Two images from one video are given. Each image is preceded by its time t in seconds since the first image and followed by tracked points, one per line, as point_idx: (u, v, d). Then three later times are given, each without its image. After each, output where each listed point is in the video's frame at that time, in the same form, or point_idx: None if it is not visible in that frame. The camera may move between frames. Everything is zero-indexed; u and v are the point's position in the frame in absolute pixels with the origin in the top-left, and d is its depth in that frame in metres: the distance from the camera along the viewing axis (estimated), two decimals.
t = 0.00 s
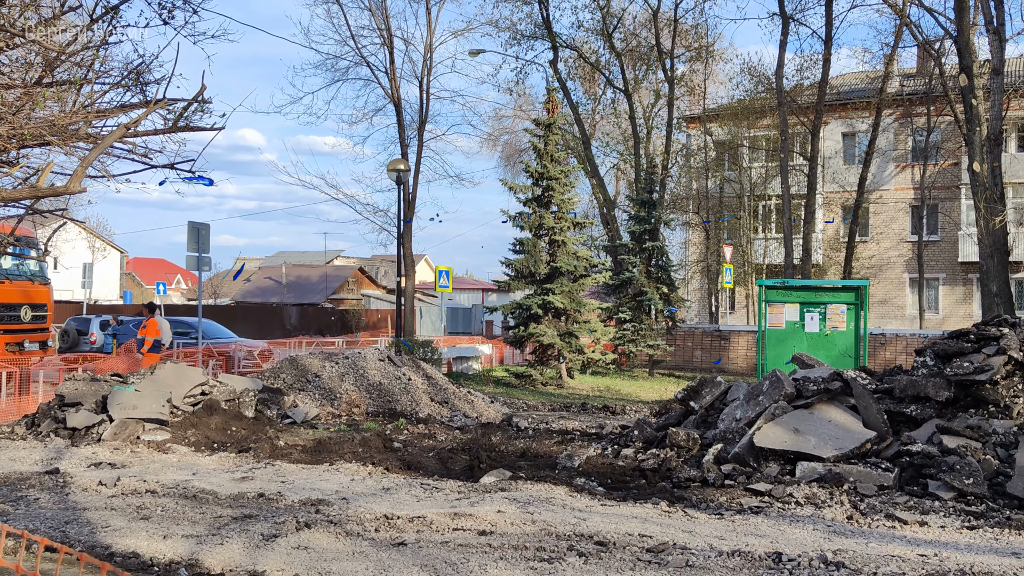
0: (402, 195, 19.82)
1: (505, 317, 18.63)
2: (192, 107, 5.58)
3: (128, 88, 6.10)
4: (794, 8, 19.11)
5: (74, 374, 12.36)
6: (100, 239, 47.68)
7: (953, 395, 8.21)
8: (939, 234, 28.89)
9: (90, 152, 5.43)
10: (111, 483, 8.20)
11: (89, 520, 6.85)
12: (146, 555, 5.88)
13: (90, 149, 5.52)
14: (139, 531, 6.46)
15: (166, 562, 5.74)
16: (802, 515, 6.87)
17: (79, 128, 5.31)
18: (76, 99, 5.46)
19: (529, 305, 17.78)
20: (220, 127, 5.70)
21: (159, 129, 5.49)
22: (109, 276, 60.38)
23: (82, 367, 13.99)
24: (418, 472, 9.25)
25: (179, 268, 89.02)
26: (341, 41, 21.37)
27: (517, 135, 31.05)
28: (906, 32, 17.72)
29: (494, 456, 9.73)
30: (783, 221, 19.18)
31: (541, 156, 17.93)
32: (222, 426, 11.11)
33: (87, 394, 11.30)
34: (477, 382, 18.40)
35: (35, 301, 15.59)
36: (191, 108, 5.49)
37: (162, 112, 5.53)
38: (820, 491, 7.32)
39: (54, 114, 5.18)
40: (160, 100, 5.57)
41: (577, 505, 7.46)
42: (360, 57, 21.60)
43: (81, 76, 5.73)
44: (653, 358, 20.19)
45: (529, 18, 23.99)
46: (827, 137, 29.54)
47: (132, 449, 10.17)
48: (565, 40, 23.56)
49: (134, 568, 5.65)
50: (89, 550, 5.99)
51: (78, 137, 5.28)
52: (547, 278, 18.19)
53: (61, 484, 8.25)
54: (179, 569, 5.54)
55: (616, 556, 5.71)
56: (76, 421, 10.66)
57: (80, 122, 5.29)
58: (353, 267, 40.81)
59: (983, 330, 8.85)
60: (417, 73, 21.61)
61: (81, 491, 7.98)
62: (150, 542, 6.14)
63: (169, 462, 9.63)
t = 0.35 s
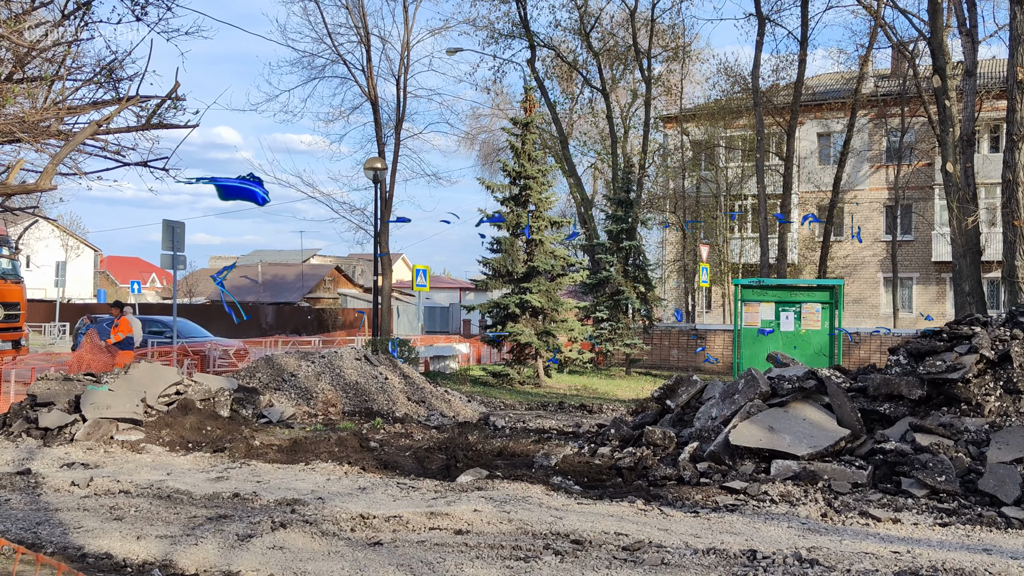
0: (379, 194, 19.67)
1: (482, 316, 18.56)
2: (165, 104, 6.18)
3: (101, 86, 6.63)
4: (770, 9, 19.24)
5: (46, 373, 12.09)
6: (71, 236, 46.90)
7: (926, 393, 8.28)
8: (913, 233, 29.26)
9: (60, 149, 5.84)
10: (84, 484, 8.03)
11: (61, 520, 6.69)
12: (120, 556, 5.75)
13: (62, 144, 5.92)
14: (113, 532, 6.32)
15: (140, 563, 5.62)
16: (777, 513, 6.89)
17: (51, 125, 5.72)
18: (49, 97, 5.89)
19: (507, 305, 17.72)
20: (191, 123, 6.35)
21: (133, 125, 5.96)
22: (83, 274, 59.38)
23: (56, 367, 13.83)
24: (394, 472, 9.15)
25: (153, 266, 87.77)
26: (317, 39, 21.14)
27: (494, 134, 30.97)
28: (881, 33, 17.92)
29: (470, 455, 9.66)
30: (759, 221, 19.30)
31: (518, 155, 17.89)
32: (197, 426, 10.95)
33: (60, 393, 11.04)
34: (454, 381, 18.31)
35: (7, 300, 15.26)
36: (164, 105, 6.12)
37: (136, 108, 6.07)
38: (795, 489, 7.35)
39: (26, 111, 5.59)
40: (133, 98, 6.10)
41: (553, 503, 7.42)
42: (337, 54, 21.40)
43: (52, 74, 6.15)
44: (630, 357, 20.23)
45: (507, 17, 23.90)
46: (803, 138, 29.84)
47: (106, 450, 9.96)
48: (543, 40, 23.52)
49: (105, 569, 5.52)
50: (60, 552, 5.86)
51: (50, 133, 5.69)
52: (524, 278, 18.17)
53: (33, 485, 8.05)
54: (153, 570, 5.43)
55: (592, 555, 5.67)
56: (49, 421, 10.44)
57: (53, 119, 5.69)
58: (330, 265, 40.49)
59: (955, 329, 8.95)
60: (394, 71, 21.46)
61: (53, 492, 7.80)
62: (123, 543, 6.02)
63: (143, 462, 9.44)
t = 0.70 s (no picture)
0: (355, 193, 19.51)
1: (460, 316, 18.48)
2: (139, 102, 6.95)
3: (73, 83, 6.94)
4: (745, 10, 19.37)
5: (17, 374, 11.83)
6: (42, 234, 46.08)
7: (899, 392, 8.35)
8: (887, 234, 29.61)
9: (31, 147, 6.33)
10: (56, 485, 7.85)
11: (32, 522, 6.54)
12: (92, 558, 5.63)
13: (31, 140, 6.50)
14: (85, 533, 6.18)
15: (112, 565, 5.49)
16: (751, 511, 6.91)
17: (19, 124, 6.30)
18: (17, 93, 6.38)
19: (484, 305, 17.66)
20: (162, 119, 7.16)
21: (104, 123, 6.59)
22: (55, 274, 58.32)
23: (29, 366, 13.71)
24: (370, 472, 9.05)
25: (127, 266, 86.51)
26: (294, 38, 20.93)
27: (471, 133, 30.88)
28: (855, 35, 18.11)
29: (447, 455, 9.58)
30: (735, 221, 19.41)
31: (495, 154, 17.85)
32: (171, 426, 10.77)
33: (31, 394, 10.82)
34: (431, 381, 18.22)
35: None
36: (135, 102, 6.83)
37: (107, 106, 6.61)
38: (769, 487, 7.37)
39: None
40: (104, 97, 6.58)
41: (529, 503, 7.38)
42: (313, 53, 21.22)
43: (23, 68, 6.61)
44: (607, 356, 20.27)
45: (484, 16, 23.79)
46: (778, 139, 30.14)
47: (78, 450, 9.74)
48: (520, 39, 23.45)
49: (76, 571, 5.38)
50: (30, 554, 5.72)
51: (18, 130, 6.28)
52: (501, 278, 18.15)
53: (2, 487, 7.86)
54: (125, 572, 5.31)
55: (567, 554, 5.64)
56: (19, 422, 10.14)
57: (21, 118, 6.28)
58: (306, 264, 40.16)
59: (928, 329, 9.04)
60: (371, 70, 21.33)
61: (23, 494, 7.62)
62: (96, 544, 5.88)
63: (116, 463, 9.25)
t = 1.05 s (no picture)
0: (330, 192, 19.34)
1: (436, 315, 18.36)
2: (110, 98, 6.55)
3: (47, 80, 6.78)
4: (721, 12, 19.49)
5: None
6: (10, 232, 45.17)
7: (871, 391, 8.43)
8: (860, 235, 29.97)
9: None
10: (24, 485, 7.65)
11: None
12: (61, 559, 5.48)
13: None
14: (54, 534, 6.03)
15: (82, 566, 5.35)
16: (725, 511, 6.91)
17: None
18: None
19: (460, 304, 17.59)
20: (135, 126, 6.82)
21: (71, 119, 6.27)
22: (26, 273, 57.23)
23: None
24: (344, 472, 8.95)
25: (99, 264, 85.14)
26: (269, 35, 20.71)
27: (447, 132, 30.76)
28: (830, 38, 18.29)
29: (422, 455, 9.50)
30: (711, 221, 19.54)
31: (472, 154, 17.79)
32: (144, 426, 10.59)
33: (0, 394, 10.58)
34: (406, 381, 18.11)
35: None
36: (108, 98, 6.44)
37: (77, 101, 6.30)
38: (743, 486, 7.39)
39: None
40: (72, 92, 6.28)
41: (504, 503, 7.33)
42: (288, 51, 21.00)
43: None
44: (583, 356, 20.27)
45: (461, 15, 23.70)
46: (754, 140, 30.41)
47: (48, 450, 9.52)
48: (497, 39, 23.40)
49: (43, 573, 5.24)
50: None
51: None
52: (477, 277, 18.10)
53: None
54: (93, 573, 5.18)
55: (542, 553, 5.61)
56: None
57: None
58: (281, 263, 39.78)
59: (900, 329, 9.13)
60: (347, 68, 21.17)
61: None
62: (65, 545, 5.74)
63: (87, 463, 9.05)
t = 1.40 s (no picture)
0: (304, 189, 19.13)
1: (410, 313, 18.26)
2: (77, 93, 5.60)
3: (10, 74, 6.13)
4: (696, 11, 19.58)
5: None
6: None
7: (842, 389, 8.52)
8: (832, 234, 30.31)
9: None
10: None
11: None
12: (29, 559, 5.32)
13: None
14: (21, 534, 5.86)
15: (51, 567, 5.19)
16: (698, 508, 6.93)
17: None
18: None
19: (434, 302, 17.55)
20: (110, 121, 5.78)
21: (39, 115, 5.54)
22: None
23: None
24: (318, 470, 8.84)
25: (68, 262, 83.67)
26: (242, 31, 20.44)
27: (422, 130, 30.61)
28: (803, 38, 18.45)
29: (396, 454, 9.41)
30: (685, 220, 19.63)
31: (447, 151, 17.71)
32: (115, 424, 10.39)
33: None
34: (380, 379, 17.99)
35: None
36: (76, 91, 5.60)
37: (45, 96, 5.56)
38: (716, 483, 7.42)
39: None
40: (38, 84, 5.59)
41: (478, 501, 7.29)
42: (262, 47, 20.75)
43: None
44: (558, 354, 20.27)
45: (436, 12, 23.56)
46: (728, 139, 30.63)
47: (16, 449, 9.26)
48: (473, 36, 23.29)
49: (11, 573, 5.08)
50: None
51: None
52: (453, 275, 18.03)
53: None
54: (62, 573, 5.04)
55: (515, 551, 5.57)
56: None
57: None
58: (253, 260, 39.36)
59: (871, 327, 9.21)
60: (322, 65, 20.96)
61: None
62: (33, 545, 5.59)
63: (57, 462, 8.84)
